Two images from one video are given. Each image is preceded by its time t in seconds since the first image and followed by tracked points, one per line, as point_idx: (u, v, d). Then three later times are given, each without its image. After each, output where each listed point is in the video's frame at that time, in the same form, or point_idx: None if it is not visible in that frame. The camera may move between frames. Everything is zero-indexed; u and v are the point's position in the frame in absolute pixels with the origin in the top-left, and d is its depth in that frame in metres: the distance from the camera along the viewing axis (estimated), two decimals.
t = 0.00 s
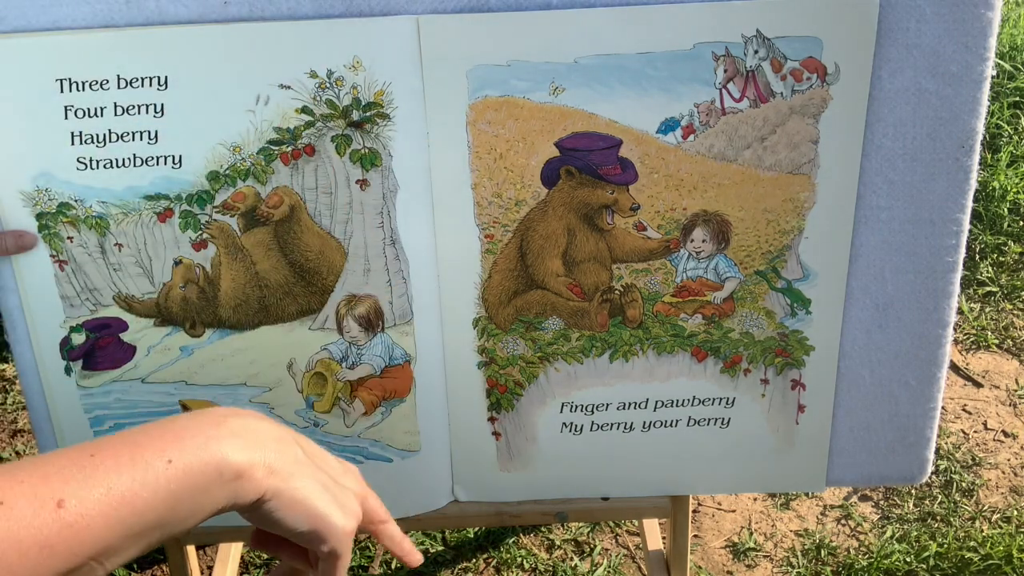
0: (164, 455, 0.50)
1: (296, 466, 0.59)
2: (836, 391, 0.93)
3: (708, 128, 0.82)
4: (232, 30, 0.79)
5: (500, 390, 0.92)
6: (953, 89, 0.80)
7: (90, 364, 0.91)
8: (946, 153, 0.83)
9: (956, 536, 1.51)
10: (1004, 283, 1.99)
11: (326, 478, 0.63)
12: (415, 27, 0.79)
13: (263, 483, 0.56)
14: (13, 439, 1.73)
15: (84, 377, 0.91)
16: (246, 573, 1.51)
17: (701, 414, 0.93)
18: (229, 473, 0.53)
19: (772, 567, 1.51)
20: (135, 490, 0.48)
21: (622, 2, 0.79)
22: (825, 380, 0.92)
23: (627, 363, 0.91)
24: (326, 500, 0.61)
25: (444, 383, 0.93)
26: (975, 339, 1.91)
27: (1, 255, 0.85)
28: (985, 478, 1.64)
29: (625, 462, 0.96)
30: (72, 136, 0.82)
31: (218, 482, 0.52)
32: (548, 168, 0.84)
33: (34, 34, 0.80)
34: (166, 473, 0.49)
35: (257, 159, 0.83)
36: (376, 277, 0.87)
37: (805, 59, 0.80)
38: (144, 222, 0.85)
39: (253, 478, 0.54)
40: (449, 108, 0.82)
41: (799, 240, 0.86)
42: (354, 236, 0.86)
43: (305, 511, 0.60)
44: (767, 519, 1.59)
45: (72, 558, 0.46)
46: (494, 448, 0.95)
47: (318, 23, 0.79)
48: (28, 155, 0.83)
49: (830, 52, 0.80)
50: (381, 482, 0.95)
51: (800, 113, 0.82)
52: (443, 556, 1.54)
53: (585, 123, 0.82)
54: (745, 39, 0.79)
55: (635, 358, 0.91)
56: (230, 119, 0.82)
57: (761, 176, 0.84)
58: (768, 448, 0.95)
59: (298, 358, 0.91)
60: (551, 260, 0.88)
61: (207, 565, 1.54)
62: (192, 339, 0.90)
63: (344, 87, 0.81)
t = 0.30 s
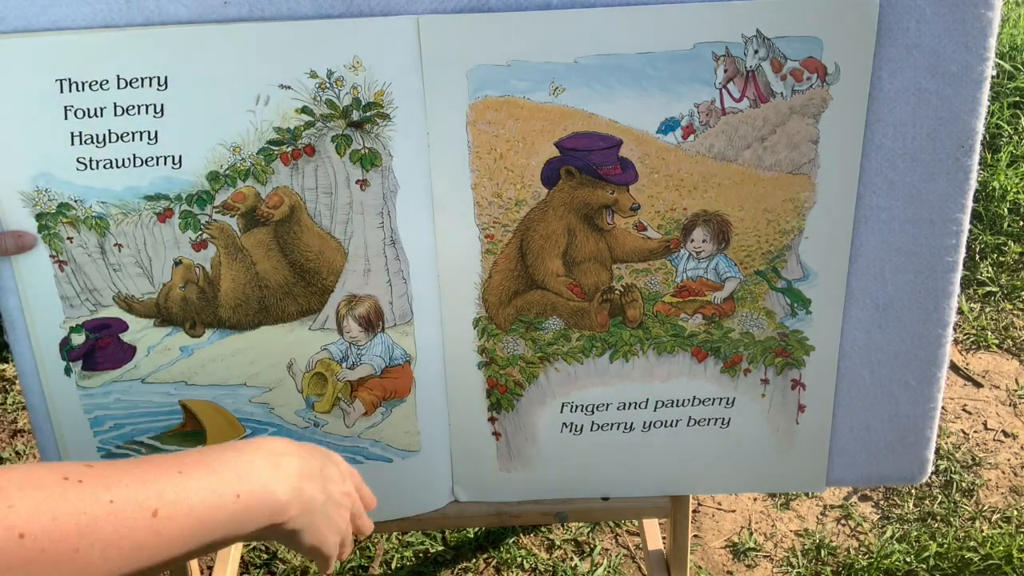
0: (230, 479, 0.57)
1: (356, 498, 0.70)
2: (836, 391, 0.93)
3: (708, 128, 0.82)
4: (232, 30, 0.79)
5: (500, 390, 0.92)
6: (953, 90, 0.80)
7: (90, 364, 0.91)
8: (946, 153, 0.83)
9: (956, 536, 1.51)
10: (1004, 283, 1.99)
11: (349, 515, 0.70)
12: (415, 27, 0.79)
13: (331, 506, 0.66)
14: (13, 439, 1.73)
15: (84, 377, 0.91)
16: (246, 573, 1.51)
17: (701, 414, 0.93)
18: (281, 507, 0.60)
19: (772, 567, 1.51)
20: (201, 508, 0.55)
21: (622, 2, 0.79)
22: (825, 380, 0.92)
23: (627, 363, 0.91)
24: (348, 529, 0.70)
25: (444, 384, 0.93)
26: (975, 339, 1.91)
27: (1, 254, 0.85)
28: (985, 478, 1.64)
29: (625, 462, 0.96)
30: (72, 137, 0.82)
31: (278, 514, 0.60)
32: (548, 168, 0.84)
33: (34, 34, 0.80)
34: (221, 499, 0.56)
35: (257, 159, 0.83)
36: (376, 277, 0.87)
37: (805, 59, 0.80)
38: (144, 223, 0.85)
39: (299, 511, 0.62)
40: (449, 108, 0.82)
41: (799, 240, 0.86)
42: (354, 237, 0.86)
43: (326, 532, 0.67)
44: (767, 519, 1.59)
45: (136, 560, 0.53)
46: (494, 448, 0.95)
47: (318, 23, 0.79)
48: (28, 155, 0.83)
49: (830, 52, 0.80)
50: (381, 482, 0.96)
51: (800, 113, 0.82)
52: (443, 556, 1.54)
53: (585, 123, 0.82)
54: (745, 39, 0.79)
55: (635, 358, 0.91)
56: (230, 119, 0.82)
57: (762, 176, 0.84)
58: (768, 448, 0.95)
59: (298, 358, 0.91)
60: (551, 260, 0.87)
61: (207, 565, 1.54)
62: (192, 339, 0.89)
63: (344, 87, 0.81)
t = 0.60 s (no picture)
0: (310, 298, 0.68)
1: (427, 273, 0.76)
2: (836, 391, 0.93)
3: (708, 128, 0.82)
4: (232, 30, 0.79)
5: (500, 390, 0.92)
6: (953, 89, 0.80)
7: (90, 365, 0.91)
8: (946, 153, 0.82)
9: (956, 536, 1.51)
10: (1004, 283, 1.99)
11: (434, 302, 0.77)
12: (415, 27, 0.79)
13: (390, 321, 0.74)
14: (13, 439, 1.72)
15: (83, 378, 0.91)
16: (246, 573, 1.51)
17: (701, 414, 0.93)
18: (349, 319, 0.70)
19: (772, 567, 1.51)
20: (294, 316, 0.66)
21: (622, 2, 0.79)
22: (825, 380, 0.92)
23: (627, 363, 0.91)
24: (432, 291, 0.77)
25: (444, 384, 0.93)
26: (975, 339, 1.91)
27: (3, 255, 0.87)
28: (985, 478, 1.64)
29: (625, 462, 0.96)
30: (72, 137, 0.82)
31: (342, 329, 0.70)
32: (548, 168, 0.84)
33: (33, 34, 0.80)
34: (313, 312, 0.67)
35: (257, 159, 0.83)
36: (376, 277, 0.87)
37: (805, 59, 0.80)
38: (144, 223, 0.85)
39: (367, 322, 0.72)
40: (450, 107, 0.81)
41: (799, 240, 0.86)
42: (354, 237, 0.86)
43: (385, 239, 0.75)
44: (767, 519, 1.59)
45: (266, 361, 0.65)
46: (494, 449, 0.95)
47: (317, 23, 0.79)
48: (28, 155, 0.83)
49: (830, 53, 0.79)
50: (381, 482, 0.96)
51: (800, 113, 0.82)
52: (443, 556, 1.54)
53: (585, 123, 0.82)
54: (745, 39, 0.79)
55: (635, 358, 0.91)
56: (230, 119, 0.82)
57: (761, 176, 0.84)
58: (768, 448, 0.95)
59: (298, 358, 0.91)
60: (551, 260, 0.87)
61: (207, 564, 1.54)
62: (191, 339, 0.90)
63: (344, 87, 0.81)
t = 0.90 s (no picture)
0: (319, 254, 0.75)
1: (436, 246, 0.84)
2: (836, 391, 0.93)
3: (708, 128, 0.82)
4: (232, 30, 0.79)
5: (499, 390, 0.92)
6: (953, 89, 0.80)
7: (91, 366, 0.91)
8: (946, 153, 0.82)
9: (956, 536, 1.51)
10: (1004, 283, 1.99)
11: (440, 273, 0.85)
12: (415, 27, 0.79)
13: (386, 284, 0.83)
14: (13, 439, 1.72)
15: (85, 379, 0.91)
16: (246, 573, 1.51)
17: (701, 414, 0.93)
18: (353, 277, 0.79)
19: (772, 567, 1.51)
20: (302, 276, 0.74)
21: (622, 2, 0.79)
22: (825, 380, 0.92)
23: (627, 363, 0.91)
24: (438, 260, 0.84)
25: (444, 383, 0.93)
26: (975, 339, 1.91)
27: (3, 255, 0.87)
28: (985, 478, 1.64)
29: (625, 462, 0.96)
30: (72, 137, 0.82)
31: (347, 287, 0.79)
32: (548, 168, 0.84)
33: (33, 34, 0.80)
34: (321, 270, 0.75)
35: (257, 159, 0.83)
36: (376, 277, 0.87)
37: (805, 59, 0.80)
38: (144, 222, 0.85)
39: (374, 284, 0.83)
40: (449, 107, 0.81)
41: (799, 240, 0.86)
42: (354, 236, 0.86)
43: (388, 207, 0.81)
44: (767, 519, 1.59)
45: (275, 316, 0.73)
46: (494, 448, 0.95)
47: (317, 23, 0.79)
48: (28, 155, 0.83)
49: (830, 53, 0.79)
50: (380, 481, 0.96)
51: (800, 113, 0.82)
52: (443, 556, 1.54)
53: (585, 123, 0.82)
54: (745, 39, 0.79)
55: (635, 357, 0.91)
56: (230, 119, 0.82)
57: (761, 176, 0.84)
58: (768, 448, 0.95)
59: (298, 358, 0.91)
60: (551, 259, 0.87)
61: (207, 564, 1.54)
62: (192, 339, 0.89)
63: (344, 87, 0.81)
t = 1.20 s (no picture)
0: (320, 258, 0.76)
1: (437, 247, 0.84)
2: (836, 391, 0.93)
3: (708, 128, 0.82)
4: (231, 30, 0.79)
5: (499, 389, 0.92)
6: (953, 89, 0.80)
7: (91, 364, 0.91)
8: (946, 153, 0.82)
9: (956, 536, 1.51)
10: (1004, 283, 1.99)
11: (440, 275, 0.85)
12: (415, 27, 0.79)
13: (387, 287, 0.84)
14: (13, 438, 1.72)
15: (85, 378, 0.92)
16: (246, 573, 1.51)
17: (701, 414, 0.93)
18: (355, 281, 0.79)
19: (772, 567, 1.51)
20: (303, 280, 0.74)
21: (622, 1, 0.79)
22: (825, 380, 0.92)
23: (627, 363, 0.91)
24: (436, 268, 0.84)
25: (444, 383, 0.93)
26: (975, 339, 1.91)
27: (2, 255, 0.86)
28: (985, 478, 1.64)
29: (625, 462, 0.96)
30: (72, 136, 0.82)
31: (348, 289, 0.79)
32: (548, 167, 0.84)
33: (33, 33, 0.80)
34: (321, 274, 0.75)
35: (257, 159, 0.83)
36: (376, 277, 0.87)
37: (805, 59, 0.80)
38: (144, 222, 0.85)
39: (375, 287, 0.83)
40: (449, 107, 0.81)
41: (799, 240, 0.86)
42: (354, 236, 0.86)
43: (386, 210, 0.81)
44: (767, 519, 1.59)
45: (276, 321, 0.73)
46: (494, 448, 0.95)
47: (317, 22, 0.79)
48: (28, 155, 0.83)
49: (831, 52, 0.79)
50: (380, 481, 0.96)
51: (800, 113, 0.82)
52: (443, 556, 1.54)
53: (585, 123, 0.82)
54: (745, 39, 0.79)
55: (635, 357, 0.91)
56: (230, 119, 0.82)
57: (761, 176, 0.84)
58: (768, 448, 0.95)
59: (298, 357, 0.91)
60: (551, 259, 0.87)
61: (207, 564, 1.54)
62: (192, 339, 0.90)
63: (344, 87, 0.81)
